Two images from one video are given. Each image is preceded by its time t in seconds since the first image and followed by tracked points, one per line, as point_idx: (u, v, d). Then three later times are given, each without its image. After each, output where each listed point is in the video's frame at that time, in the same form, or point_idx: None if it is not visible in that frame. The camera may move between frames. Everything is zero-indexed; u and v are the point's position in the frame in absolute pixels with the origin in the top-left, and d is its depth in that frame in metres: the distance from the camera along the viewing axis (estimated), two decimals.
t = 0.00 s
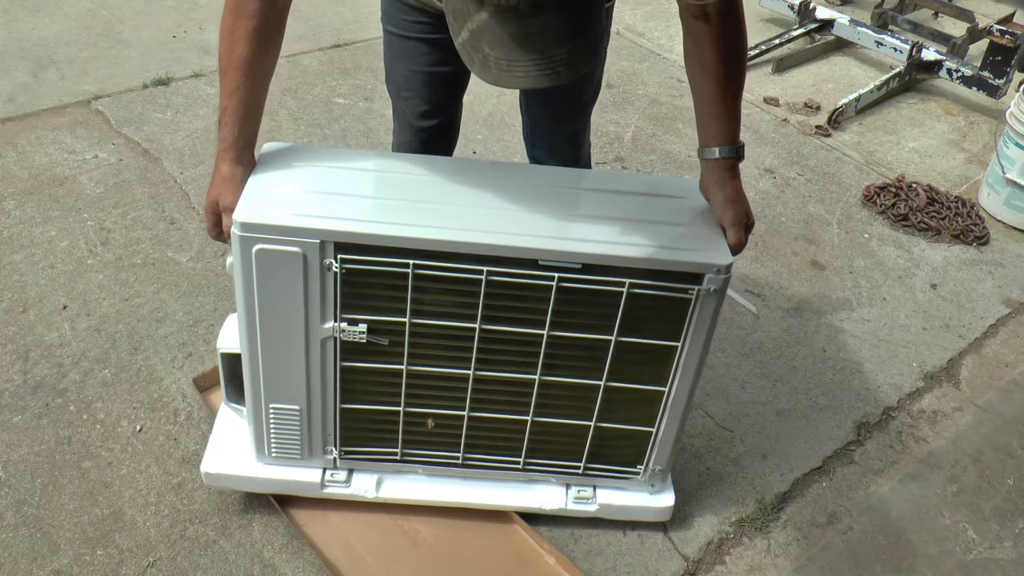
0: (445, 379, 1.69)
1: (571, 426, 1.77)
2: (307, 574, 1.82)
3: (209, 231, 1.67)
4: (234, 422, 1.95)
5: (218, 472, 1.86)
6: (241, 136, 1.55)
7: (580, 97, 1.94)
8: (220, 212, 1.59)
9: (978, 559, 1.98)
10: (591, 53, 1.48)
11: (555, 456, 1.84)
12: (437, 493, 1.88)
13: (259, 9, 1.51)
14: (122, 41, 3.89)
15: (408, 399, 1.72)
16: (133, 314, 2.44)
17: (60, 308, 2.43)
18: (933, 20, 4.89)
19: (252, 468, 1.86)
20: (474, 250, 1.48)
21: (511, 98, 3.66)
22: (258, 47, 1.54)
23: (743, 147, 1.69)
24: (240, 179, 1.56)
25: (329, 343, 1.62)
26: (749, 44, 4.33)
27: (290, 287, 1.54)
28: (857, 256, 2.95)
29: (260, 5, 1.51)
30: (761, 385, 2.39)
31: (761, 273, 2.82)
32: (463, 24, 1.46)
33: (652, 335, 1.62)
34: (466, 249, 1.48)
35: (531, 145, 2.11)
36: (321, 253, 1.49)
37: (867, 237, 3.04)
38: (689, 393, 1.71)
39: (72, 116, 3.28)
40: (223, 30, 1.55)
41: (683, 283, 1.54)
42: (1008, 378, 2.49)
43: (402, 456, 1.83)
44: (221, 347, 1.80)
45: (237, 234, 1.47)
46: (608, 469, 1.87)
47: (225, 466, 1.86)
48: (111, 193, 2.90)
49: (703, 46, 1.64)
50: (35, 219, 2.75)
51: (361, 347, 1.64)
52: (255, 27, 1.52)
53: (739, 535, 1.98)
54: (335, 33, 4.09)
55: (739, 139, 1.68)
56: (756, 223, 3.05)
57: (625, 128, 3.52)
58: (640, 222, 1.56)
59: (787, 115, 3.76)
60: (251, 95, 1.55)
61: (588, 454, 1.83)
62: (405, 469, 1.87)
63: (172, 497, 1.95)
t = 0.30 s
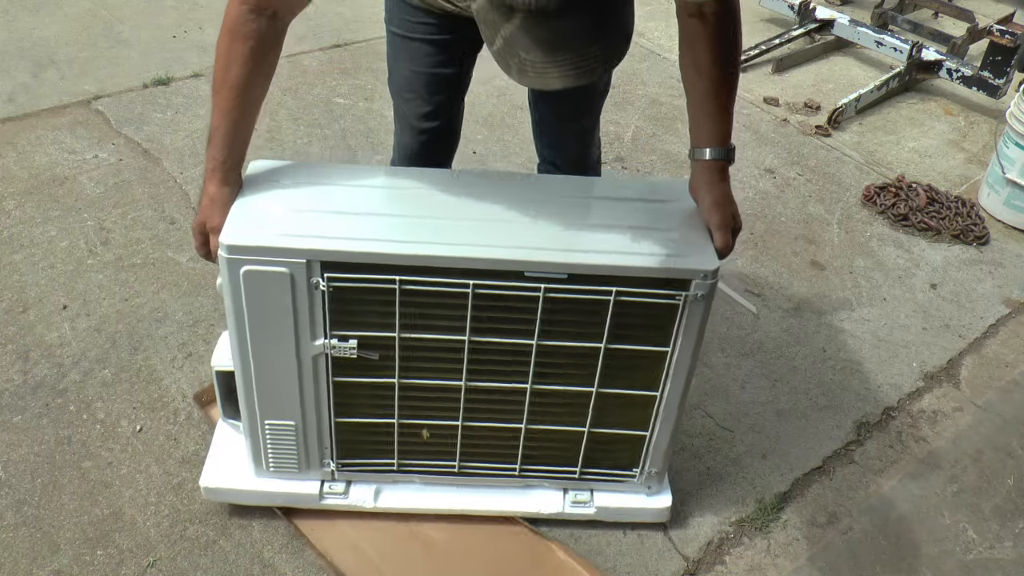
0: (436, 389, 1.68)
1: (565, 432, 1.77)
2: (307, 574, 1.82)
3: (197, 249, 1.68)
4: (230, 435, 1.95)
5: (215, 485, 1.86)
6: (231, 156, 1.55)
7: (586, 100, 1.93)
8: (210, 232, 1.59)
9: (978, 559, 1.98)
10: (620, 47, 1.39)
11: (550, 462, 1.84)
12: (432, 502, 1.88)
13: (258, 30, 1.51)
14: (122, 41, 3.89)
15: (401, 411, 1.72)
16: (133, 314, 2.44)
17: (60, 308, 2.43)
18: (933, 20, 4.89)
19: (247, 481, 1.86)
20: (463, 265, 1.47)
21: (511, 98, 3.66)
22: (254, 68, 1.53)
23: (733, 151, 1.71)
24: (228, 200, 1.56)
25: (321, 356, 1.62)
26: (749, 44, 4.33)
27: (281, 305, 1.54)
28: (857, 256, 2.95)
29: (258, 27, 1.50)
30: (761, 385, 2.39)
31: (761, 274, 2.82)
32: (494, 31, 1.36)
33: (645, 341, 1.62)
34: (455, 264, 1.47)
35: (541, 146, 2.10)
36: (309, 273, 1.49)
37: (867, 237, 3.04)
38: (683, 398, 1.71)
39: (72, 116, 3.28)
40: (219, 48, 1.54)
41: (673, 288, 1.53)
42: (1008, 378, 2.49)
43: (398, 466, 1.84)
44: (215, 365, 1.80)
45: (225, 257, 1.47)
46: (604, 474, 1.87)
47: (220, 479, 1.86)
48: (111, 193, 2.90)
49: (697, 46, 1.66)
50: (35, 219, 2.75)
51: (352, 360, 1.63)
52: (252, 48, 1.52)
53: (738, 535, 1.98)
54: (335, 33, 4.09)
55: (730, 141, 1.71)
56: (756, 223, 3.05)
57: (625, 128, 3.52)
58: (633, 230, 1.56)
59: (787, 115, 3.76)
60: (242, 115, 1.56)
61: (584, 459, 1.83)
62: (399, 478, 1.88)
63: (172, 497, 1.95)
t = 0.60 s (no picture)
0: (437, 400, 1.68)
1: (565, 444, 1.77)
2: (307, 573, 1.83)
3: (202, 255, 1.68)
4: (229, 439, 1.95)
5: (215, 488, 1.86)
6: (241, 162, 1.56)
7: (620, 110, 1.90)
8: (215, 237, 1.59)
9: (978, 559, 1.97)
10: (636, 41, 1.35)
11: (549, 472, 1.84)
12: (431, 509, 1.88)
13: (284, 38, 1.51)
14: (122, 41, 3.89)
15: (403, 421, 1.72)
16: (133, 314, 2.44)
17: (60, 308, 2.43)
18: (933, 20, 4.89)
19: (247, 486, 1.86)
20: (466, 277, 1.48)
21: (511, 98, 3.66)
22: (277, 76, 1.53)
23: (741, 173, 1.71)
24: (233, 206, 1.56)
25: (324, 365, 1.62)
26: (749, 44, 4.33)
27: (284, 313, 1.54)
28: (857, 256, 2.95)
29: (286, 34, 1.50)
30: (761, 385, 2.39)
31: (761, 274, 2.82)
32: (511, 24, 1.36)
33: (645, 355, 1.62)
34: (458, 276, 1.48)
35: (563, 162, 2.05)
36: (314, 283, 1.49)
37: (867, 237, 3.04)
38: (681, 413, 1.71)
39: (72, 117, 3.28)
40: (246, 52, 1.54)
41: (676, 305, 1.53)
42: (1009, 378, 2.49)
43: (398, 473, 1.84)
44: (216, 368, 1.80)
45: (232, 263, 1.47)
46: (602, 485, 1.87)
47: (219, 484, 1.86)
48: (111, 193, 2.90)
49: (723, 64, 1.62)
50: (35, 219, 2.75)
51: (353, 370, 1.64)
52: (278, 55, 1.52)
53: (738, 535, 1.98)
54: (335, 32, 4.09)
55: (739, 164, 1.70)
56: (757, 223, 3.05)
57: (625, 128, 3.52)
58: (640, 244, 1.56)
59: (787, 115, 3.76)
60: (258, 121, 1.56)
61: (582, 470, 1.83)
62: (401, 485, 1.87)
63: (171, 497, 1.95)
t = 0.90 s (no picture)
0: (434, 394, 1.68)
1: (563, 439, 1.77)
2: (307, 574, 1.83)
3: (202, 253, 1.70)
4: (228, 439, 1.95)
5: (214, 488, 1.86)
6: (240, 166, 1.56)
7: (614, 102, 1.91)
8: (213, 236, 1.60)
9: (978, 559, 1.97)
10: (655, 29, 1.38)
11: (547, 469, 1.84)
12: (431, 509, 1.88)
13: (290, 47, 1.50)
14: (122, 41, 3.90)
15: (401, 417, 1.72)
16: (133, 314, 2.44)
17: (60, 308, 2.43)
18: (933, 20, 4.89)
19: (247, 486, 1.86)
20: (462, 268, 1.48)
21: (510, 98, 3.66)
22: (280, 81, 1.53)
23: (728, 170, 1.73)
24: (229, 209, 1.56)
25: (321, 360, 1.62)
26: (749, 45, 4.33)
27: (281, 307, 1.54)
28: (857, 256, 2.95)
29: (292, 43, 1.50)
30: (761, 386, 2.39)
31: (762, 274, 2.82)
32: None
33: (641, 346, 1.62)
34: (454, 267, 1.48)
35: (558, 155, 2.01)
36: (310, 275, 1.49)
37: (867, 237, 3.04)
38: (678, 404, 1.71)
39: (72, 116, 3.28)
40: (250, 57, 1.53)
41: (669, 293, 1.53)
42: (1009, 378, 2.49)
43: (396, 472, 1.84)
44: (215, 369, 1.81)
45: (229, 257, 1.47)
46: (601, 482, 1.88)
47: (218, 485, 1.86)
48: (111, 193, 2.90)
49: (711, 58, 1.69)
50: (35, 219, 2.75)
51: (351, 364, 1.63)
52: (282, 62, 1.51)
53: (738, 535, 1.98)
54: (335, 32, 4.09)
55: (727, 158, 1.72)
56: (757, 223, 3.05)
57: (625, 128, 3.52)
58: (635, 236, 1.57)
59: (788, 115, 3.76)
60: (258, 125, 1.56)
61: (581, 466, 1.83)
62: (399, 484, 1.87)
63: (171, 496, 1.95)
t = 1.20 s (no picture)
0: (430, 373, 1.70)
1: (561, 423, 1.78)
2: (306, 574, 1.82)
3: (202, 240, 1.70)
4: (227, 436, 1.95)
5: (213, 484, 1.86)
6: (233, 152, 1.58)
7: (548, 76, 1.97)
8: (213, 221, 1.62)
9: (978, 559, 1.97)
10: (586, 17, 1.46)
11: (546, 455, 1.84)
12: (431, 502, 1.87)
13: (265, 29, 1.52)
14: (122, 41, 3.90)
15: (399, 400, 1.73)
16: (133, 314, 2.44)
17: (60, 308, 2.43)
18: (933, 20, 4.89)
19: (249, 480, 1.86)
20: (453, 240, 1.52)
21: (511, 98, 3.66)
22: (261, 65, 1.55)
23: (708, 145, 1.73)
24: (229, 191, 1.58)
25: (319, 341, 1.64)
26: (749, 45, 4.33)
27: (278, 285, 1.57)
28: (857, 256, 2.95)
29: (266, 26, 1.52)
30: (761, 386, 2.39)
31: (761, 274, 2.82)
32: None
33: (632, 318, 1.64)
34: (447, 239, 1.52)
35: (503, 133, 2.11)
36: (307, 251, 1.53)
37: (867, 237, 3.04)
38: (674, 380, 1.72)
39: (72, 116, 3.28)
40: (228, 44, 1.55)
41: (659, 263, 1.57)
42: (1008, 378, 2.49)
43: (395, 461, 1.83)
44: (215, 362, 1.82)
45: (228, 235, 1.51)
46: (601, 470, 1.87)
47: (217, 480, 1.86)
48: (111, 193, 2.90)
49: (671, 42, 1.69)
50: (35, 219, 2.75)
51: (348, 344, 1.66)
52: (259, 46, 1.53)
53: (738, 535, 1.98)
54: (335, 32, 4.09)
55: (704, 135, 1.72)
56: (756, 223, 3.05)
57: (625, 128, 3.52)
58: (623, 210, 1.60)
59: (787, 115, 3.76)
60: (245, 109, 1.58)
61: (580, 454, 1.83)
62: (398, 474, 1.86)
63: (171, 497, 1.95)
